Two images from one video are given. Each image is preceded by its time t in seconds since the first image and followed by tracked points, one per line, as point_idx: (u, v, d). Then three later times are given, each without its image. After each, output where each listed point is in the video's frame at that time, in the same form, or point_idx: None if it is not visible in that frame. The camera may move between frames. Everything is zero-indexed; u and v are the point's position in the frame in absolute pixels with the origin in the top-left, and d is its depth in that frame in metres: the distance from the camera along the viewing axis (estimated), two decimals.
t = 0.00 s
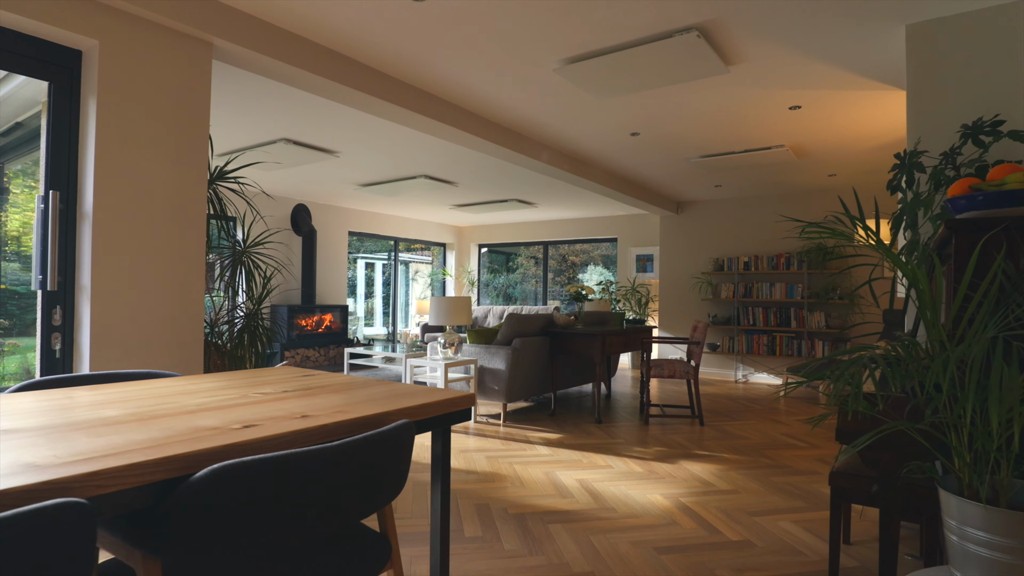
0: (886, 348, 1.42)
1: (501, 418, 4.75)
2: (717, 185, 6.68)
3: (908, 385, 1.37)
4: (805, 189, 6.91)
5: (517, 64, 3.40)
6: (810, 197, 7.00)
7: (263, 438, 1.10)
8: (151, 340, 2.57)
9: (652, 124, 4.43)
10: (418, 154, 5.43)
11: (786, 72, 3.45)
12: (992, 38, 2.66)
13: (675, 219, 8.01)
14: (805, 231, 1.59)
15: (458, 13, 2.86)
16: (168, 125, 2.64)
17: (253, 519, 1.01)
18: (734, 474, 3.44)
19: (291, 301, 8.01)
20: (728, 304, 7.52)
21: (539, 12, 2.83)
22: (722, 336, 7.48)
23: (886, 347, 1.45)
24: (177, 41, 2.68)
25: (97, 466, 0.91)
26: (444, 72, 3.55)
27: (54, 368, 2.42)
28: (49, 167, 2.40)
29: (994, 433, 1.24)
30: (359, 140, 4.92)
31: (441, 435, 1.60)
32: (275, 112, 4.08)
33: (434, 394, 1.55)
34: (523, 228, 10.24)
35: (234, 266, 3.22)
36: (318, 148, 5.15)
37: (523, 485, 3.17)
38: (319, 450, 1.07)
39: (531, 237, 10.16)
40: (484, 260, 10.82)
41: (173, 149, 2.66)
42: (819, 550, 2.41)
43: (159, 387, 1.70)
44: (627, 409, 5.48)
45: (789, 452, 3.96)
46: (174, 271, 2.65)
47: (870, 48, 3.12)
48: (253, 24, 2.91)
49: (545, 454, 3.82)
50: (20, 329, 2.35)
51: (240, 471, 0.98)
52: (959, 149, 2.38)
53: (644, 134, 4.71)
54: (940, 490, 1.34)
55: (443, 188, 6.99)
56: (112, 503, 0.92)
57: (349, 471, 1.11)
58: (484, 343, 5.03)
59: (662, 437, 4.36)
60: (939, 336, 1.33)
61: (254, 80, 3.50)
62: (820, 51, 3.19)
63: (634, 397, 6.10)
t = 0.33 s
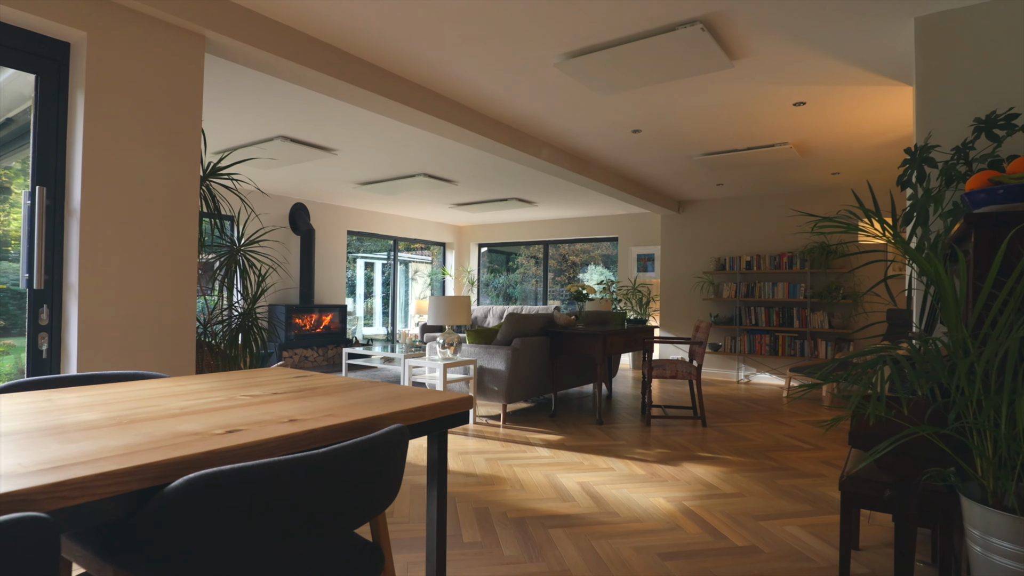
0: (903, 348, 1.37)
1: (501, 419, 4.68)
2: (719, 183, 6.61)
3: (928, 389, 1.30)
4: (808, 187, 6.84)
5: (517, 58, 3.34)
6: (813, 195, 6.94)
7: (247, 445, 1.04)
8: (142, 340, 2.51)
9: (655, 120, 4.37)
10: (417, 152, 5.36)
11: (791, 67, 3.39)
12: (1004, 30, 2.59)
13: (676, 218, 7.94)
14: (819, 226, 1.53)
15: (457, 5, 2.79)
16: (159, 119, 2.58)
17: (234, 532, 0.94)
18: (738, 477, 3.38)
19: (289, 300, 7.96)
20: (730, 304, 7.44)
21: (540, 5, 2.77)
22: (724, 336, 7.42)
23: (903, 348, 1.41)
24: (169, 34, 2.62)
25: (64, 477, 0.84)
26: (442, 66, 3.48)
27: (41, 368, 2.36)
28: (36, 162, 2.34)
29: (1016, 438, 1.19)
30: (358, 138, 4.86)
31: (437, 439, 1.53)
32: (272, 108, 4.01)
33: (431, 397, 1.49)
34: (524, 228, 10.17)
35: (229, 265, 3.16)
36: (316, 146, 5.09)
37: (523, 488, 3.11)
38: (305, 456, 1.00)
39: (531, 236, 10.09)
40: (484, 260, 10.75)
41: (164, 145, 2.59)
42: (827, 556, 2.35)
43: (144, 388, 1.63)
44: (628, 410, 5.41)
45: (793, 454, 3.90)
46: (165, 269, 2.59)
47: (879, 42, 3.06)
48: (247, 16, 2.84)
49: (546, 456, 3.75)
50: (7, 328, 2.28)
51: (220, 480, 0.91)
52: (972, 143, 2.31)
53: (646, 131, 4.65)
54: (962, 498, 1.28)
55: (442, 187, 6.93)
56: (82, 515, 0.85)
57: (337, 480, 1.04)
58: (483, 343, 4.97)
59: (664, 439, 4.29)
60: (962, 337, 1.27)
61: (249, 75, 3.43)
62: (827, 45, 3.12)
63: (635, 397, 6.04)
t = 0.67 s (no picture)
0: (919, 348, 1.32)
1: (501, 420, 4.61)
2: (721, 181, 6.54)
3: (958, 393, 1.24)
4: (810, 186, 6.78)
5: (518, 51, 3.27)
6: (815, 194, 6.88)
7: (227, 451, 0.97)
8: (131, 340, 2.44)
9: (657, 116, 4.30)
10: (416, 149, 5.29)
11: (797, 61, 3.32)
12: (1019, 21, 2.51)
13: (677, 217, 7.87)
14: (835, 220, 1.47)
15: None
16: (149, 113, 2.51)
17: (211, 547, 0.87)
18: (742, 479, 3.31)
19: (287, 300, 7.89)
20: (732, 303, 7.37)
21: None
22: (726, 336, 7.35)
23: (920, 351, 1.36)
24: (159, 25, 2.54)
25: (25, 489, 0.77)
26: (441, 60, 3.42)
27: (27, 369, 2.29)
28: (22, 157, 2.27)
29: None
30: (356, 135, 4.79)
31: (433, 443, 1.46)
32: (267, 103, 3.94)
33: (426, 399, 1.41)
34: (524, 227, 10.11)
35: (223, 264, 3.10)
36: (313, 143, 5.02)
37: (523, 491, 3.03)
38: (288, 463, 0.93)
39: (531, 235, 10.02)
40: (483, 259, 10.68)
41: (154, 139, 2.52)
42: (836, 562, 2.28)
43: (128, 389, 1.57)
44: (629, 410, 5.35)
45: (798, 456, 3.83)
46: (155, 266, 2.52)
47: (888, 35, 2.98)
48: (239, 7, 2.76)
49: (546, 458, 3.68)
50: None
51: (193, 490, 0.84)
52: (986, 137, 2.24)
53: (648, 128, 4.58)
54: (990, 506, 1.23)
55: (442, 185, 6.86)
56: (43, 530, 0.78)
57: (325, 489, 0.97)
58: (482, 343, 4.90)
59: (666, 440, 4.22)
60: (989, 337, 1.20)
61: (243, 69, 3.35)
62: (834, 38, 3.05)
63: (636, 398, 5.98)
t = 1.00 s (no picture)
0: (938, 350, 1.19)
1: (501, 421, 4.54)
2: (723, 179, 6.47)
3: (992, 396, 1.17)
4: (813, 184, 6.71)
5: (517, 44, 3.19)
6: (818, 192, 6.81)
7: (203, 459, 0.89)
8: (119, 339, 2.36)
9: (659, 112, 4.23)
10: (414, 146, 5.22)
11: (803, 54, 3.25)
12: None
13: (679, 216, 7.80)
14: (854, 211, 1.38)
15: None
16: (138, 105, 2.43)
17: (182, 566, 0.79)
18: (747, 481, 3.24)
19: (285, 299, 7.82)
20: (734, 303, 7.30)
21: None
22: (728, 335, 7.28)
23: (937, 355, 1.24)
24: (148, 15, 2.47)
25: None
26: (439, 54, 3.34)
27: (11, 369, 2.21)
28: (5, 151, 2.20)
29: None
30: (353, 131, 4.72)
31: (429, 448, 1.39)
32: (262, 98, 3.87)
33: (421, 401, 1.34)
34: (524, 226, 10.03)
35: (215, 263, 3.03)
36: (310, 140, 4.95)
37: (524, 495, 2.96)
38: (265, 474, 0.85)
39: (531, 234, 9.95)
40: (483, 259, 10.60)
41: (143, 132, 2.45)
42: (846, 567, 2.21)
43: (109, 391, 1.49)
44: (631, 411, 5.28)
45: (803, 457, 3.76)
46: (144, 264, 2.45)
47: (897, 26, 2.91)
48: None
49: (547, 460, 3.61)
50: None
51: (157, 503, 0.76)
52: (1000, 129, 2.17)
53: (650, 124, 4.51)
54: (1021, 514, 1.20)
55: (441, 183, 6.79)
56: None
57: (306, 502, 0.89)
58: (482, 343, 4.82)
59: (669, 442, 4.15)
60: None
61: (237, 62, 3.28)
62: (842, 30, 2.97)
63: (637, 398, 5.91)
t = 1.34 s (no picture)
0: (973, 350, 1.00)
1: (501, 422, 4.46)
2: (726, 177, 6.39)
3: None
4: (818, 182, 6.63)
5: (518, 35, 3.12)
6: (822, 190, 6.74)
7: (178, 467, 0.82)
8: (107, 337, 2.29)
9: (662, 108, 4.15)
10: (413, 143, 5.14)
11: (810, 47, 3.17)
12: None
13: (681, 214, 7.72)
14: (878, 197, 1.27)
15: None
16: (127, 97, 2.35)
17: None
18: (752, 484, 3.17)
19: (283, 299, 7.74)
20: (737, 302, 7.23)
21: None
22: (730, 335, 7.20)
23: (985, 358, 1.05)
24: (138, 4, 2.39)
25: None
26: (437, 46, 3.27)
27: None
28: None
29: None
30: (350, 127, 4.64)
31: (426, 451, 1.31)
32: (257, 92, 3.79)
33: (417, 403, 1.26)
34: (524, 225, 9.96)
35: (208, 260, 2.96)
36: (307, 137, 4.88)
37: (524, 498, 2.88)
38: (240, 485, 0.77)
39: (532, 233, 9.88)
40: (483, 258, 10.53)
41: (132, 125, 2.37)
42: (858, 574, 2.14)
43: (89, 391, 1.42)
44: (632, 412, 5.20)
45: (809, 459, 3.69)
46: (132, 260, 2.37)
47: (908, 17, 2.83)
48: None
49: (547, 462, 3.54)
50: None
51: (117, 518, 0.67)
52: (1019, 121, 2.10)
53: (652, 120, 4.44)
54: None
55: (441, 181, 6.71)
56: None
57: (284, 515, 0.81)
58: (482, 343, 4.74)
59: (672, 444, 4.07)
60: None
61: (230, 53, 3.20)
62: (851, 22, 2.90)
63: (639, 399, 5.84)
